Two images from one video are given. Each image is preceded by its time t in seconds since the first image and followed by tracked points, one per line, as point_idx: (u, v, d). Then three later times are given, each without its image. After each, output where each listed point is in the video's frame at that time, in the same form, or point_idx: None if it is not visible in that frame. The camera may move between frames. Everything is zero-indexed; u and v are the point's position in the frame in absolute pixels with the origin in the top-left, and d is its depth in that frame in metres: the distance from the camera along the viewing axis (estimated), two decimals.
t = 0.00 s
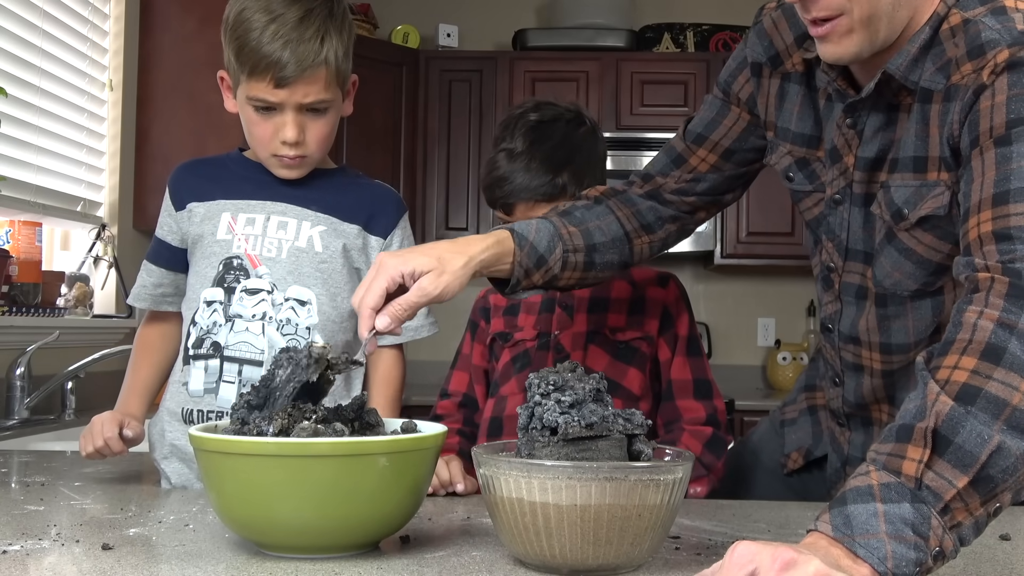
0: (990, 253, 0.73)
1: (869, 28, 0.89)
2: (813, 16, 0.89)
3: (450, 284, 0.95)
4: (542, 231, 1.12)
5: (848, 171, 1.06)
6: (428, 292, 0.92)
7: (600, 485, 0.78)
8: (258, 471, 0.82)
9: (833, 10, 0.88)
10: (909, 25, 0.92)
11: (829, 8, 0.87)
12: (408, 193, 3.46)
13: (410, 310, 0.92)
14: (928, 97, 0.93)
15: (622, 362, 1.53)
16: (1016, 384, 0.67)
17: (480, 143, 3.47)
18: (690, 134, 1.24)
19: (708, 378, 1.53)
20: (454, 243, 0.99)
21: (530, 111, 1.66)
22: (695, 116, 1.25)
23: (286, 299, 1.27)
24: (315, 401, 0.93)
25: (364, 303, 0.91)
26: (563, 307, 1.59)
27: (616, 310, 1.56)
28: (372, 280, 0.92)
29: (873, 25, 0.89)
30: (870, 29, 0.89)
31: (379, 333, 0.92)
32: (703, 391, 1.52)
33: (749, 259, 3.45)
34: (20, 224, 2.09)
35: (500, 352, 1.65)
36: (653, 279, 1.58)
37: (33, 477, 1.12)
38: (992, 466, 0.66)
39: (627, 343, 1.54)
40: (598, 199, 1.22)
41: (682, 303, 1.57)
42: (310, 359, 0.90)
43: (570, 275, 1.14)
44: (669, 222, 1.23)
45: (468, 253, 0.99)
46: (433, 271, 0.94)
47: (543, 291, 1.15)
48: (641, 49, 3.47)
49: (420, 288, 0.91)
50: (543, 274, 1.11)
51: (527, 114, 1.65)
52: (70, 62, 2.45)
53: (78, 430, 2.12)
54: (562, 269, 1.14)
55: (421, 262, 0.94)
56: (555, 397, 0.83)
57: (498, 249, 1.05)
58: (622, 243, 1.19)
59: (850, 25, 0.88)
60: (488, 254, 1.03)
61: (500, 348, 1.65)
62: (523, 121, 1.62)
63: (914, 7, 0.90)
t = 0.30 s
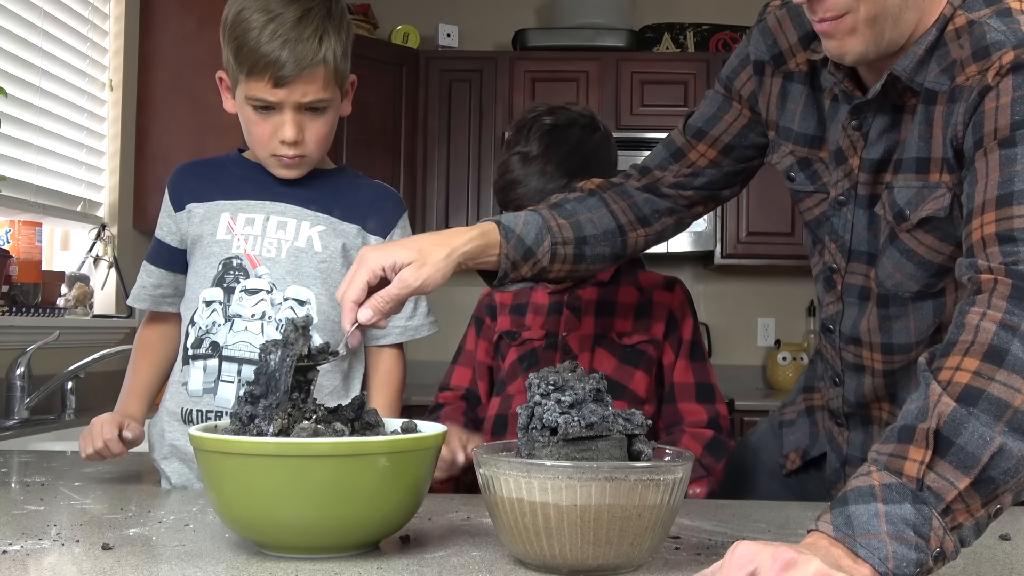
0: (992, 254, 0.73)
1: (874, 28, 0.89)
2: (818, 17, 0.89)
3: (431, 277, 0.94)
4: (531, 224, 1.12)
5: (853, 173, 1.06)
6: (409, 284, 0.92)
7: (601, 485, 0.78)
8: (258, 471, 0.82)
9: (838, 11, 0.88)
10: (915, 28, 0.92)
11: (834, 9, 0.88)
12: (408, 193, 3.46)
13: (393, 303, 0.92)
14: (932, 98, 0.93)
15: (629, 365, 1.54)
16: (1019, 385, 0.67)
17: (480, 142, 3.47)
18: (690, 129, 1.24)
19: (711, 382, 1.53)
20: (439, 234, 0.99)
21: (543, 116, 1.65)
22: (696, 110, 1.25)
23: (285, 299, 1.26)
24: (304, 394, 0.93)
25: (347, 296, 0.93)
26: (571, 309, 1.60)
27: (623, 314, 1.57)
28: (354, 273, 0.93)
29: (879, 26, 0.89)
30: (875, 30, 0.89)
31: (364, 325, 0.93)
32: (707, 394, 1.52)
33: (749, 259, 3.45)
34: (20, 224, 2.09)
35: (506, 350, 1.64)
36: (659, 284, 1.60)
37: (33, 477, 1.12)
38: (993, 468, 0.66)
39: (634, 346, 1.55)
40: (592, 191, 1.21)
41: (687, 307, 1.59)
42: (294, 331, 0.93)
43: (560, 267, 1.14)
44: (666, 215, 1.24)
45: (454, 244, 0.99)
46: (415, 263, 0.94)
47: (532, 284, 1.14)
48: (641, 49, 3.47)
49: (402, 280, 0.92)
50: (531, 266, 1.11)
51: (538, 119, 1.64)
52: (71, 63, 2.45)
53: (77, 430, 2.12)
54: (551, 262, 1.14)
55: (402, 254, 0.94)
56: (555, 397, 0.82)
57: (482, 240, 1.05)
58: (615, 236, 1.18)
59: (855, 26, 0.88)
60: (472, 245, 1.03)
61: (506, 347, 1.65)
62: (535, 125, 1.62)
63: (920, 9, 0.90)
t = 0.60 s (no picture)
0: (992, 255, 0.74)
1: (875, 32, 0.89)
2: (820, 21, 0.90)
3: (417, 278, 0.94)
4: (517, 223, 1.12)
5: (850, 174, 1.06)
6: (394, 286, 0.92)
7: (601, 485, 0.78)
8: (258, 471, 0.82)
9: (839, 15, 0.88)
10: (915, 29, 0.93)
11: (835, 13, 0.88)
12: (407, 193, 3.46)
13: (376, 306, 0.92)
14: (932, 99, 0.93)
15: (645, 365, 1.56)
16: (1019, 385, 0.67)
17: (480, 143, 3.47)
18: (687, 124, 1.24)
19: (716, 386, 1.56)
20: (422, 237, 0.99)
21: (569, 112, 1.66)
22: (692, 106, 1.24)
23: (285, 299, 1.27)
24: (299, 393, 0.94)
25: (330, 298, 0.92)
26: (586, 309, 1.60)
27: (637, 316, 1.59)
28: (338, 275, 0.93)
29: (880, 30, 0.89)
30: (875, 34, 0.89)
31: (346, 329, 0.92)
32: (710, 397, 1.54)
33: (749, 260, 3.45)
34: (20, 224, 2.09)
35: (513, 342, 1.62)
36: (669, 289, 1.62)
37: (33, 477, 1.12)
38: (994, 467, 0.67)
39: (650, 347, 1.57)
40: (583, 186, 1.21)
41: (695, 312, 1.62)
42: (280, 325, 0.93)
43: (547, 265, 1.14)
44: (661, 209, 1.24)
45: (437, 247, 0.99)
46: (399, 265, 0.94)
47: (521, 282, 1.15)
48: (641, 49, 3.47)
49: (385, 282, 0.91)
50: (518, 265, 1.11)
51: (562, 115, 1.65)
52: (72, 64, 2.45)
53: (77, 430, 2.12)
54: (539, 259, 1.14)
55: (386, 256, 0.94)
56: (555, 397, 0.82)
57: (467, 241, 1.05)
58: (605, 232, 1.18)
59: (855, 31, 0.89)
60: (456, 247, 1.02)
61: (515, 337, 1.62)
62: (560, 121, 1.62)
63: (919, 11, 0.90)
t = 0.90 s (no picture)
0: (991, 258, 0.74)
1: (876, 37, 0.89)
2: (823, 26, 0.90)
3: (395, 285, 0.94)
4: (501, 223, 1.11)
5: (852, 179, 1.06)
6: (372, 293, 0.92)
7: (600, 489, 0.78)
8: (257, 476, 0.82)
9: (841, 20, 0.88)
10: (916, 33, 0.93)
11: (836, 18, 0.88)
12: (407, 196, 3.46)
13: (354, 312, 0.93)
14: (931, 103, 0.93)
15: (656, 371, 1.57)
16: (1019, 388, 0.67)
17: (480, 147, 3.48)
18: (682, 121, 1.23)
19: (728, 391, 1.57)
20: (402, 242, 0.99)
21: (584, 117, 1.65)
22: (687, 103, 1.24)
23: (284, 302, 1.27)
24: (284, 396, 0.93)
25: (308, 305, 0.92)
26: (599, 314, 1.62)
27: (650, 322, 1.61)
28: (316, 281, 0.93)
29: (882, 36, 0.89)
30: (877, 39, 0.89)
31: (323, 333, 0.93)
32: (722, 403, 1.55)
33: (749, 264, 3.45)
34: (19, 228, 2.08)
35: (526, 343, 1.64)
36: (683, 295, 1.64)
37: (32, 481, 1.12)
38: (994, 470, 0.67)
39: (661, 353, 1.58)
40: (572, 182, 1.20)
41: (709, 319, 1.63)
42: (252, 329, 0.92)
43: (530, 264, 1.13)
44: (651, 205, 1.23)
45: (417, 253, 0.98)
46: (378, 272, 0.93)
47: (504, 281, 1.14)
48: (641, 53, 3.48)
49: (363, 289, 0.92)
50: (502, 266, 1.10)
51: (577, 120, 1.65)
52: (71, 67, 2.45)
53: (76, 435, 2.12)
54: (523, 259, 1.13)
55: (365, 262, 0.93)
56: (555, 402, 0.83)
57: (449, 245, 1.04)
58: (591, 229, 1.17)
59: (858, 36, 0.89)
60: (438, 252, 1.02)
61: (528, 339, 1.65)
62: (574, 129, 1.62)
63: (920, 16, 0.91)
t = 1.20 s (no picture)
0: (959, 260, 0.81)
1: (859, 53, 0.96)
2: (810, 43, 0.96)
3: (420, 281, 1.02)
4: (516, 231, 1.18)
5: (833, 184, 1.13)
6: (398, 287, 1.00)
7: (592, 471, 0.87)
8: (281, 457, 0.91)
9: (827, 38, 0.95)
10: (896, 50, 0.99)
11: (823, 37, 0.94)
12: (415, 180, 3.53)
13: (380, 305, 1.00)
14: (909, 113, 1.00)
15: (655, 371, 1.65)
16: (982, 378, 0.74)
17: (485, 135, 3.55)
18: (678, 135, 1.30)
19: (722, 393, 1.64)
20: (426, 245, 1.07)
21: (595, 140, 1.74)
22: (682, 119, 1.31)
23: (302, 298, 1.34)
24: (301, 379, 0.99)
25: (336, 296, 1.00)
26: (606, 318, 1.72)
27: (651, 326, 1.69)
28: (345, 273, 1.01)
29: (865, 52, 0.96)
30: (861, 55, 0.96)
31: (348, 322, 1.00)
32: (715, 402, 1.62)
33: (732, 264, 3.51)
34: (58, 230, 2.14)
35: (539, 345, 1.74)
36: (684, 302, 1.72)
37: (74, 462, 1.21)
38: (958, 454, 0.75)
39: (660, 354, 1.66)
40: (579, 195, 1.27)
41: (708, 325, 1.71)
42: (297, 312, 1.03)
43: (544, 270, 1.20)
44: (652, 215, 1.30)
45: (441, 256, 1.06)
46: (405, 269, 1.02)
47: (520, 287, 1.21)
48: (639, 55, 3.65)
49: (392, 282, 0.99)
50: (518, 271, 1.18)
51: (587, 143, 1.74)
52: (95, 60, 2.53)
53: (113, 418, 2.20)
54: (537, 265, 1.20)
55: (393, 260, 1.02)
56: (552, 390, 0.91)
57: (469, 252, 1.12)
58: (599, 238, 1.24)
59: (843, 53, 0.95)
60: (458, 256, 1.10)
61: (541, 341, 1.74)
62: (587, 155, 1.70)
63: (900, 34, 0.97)
